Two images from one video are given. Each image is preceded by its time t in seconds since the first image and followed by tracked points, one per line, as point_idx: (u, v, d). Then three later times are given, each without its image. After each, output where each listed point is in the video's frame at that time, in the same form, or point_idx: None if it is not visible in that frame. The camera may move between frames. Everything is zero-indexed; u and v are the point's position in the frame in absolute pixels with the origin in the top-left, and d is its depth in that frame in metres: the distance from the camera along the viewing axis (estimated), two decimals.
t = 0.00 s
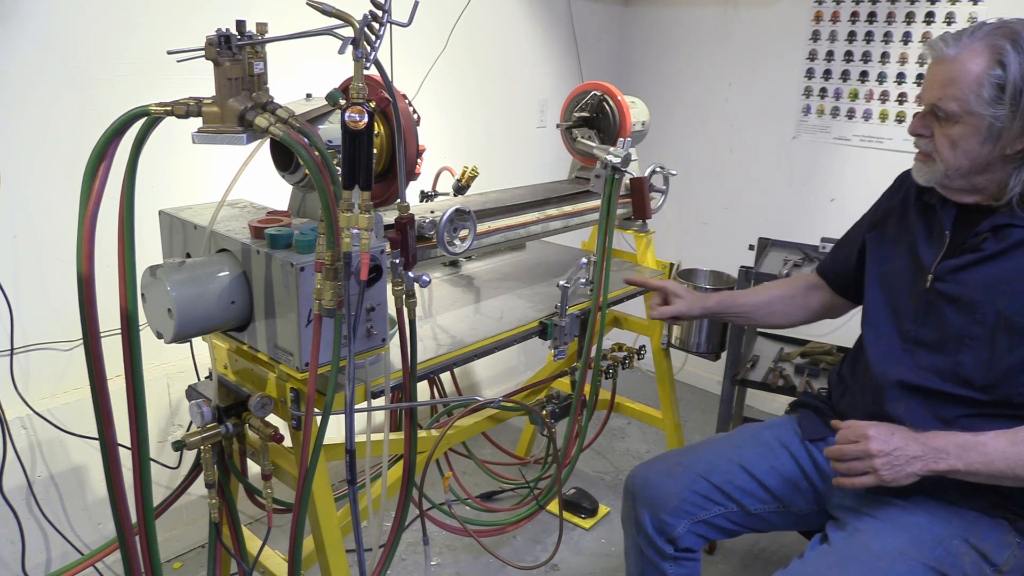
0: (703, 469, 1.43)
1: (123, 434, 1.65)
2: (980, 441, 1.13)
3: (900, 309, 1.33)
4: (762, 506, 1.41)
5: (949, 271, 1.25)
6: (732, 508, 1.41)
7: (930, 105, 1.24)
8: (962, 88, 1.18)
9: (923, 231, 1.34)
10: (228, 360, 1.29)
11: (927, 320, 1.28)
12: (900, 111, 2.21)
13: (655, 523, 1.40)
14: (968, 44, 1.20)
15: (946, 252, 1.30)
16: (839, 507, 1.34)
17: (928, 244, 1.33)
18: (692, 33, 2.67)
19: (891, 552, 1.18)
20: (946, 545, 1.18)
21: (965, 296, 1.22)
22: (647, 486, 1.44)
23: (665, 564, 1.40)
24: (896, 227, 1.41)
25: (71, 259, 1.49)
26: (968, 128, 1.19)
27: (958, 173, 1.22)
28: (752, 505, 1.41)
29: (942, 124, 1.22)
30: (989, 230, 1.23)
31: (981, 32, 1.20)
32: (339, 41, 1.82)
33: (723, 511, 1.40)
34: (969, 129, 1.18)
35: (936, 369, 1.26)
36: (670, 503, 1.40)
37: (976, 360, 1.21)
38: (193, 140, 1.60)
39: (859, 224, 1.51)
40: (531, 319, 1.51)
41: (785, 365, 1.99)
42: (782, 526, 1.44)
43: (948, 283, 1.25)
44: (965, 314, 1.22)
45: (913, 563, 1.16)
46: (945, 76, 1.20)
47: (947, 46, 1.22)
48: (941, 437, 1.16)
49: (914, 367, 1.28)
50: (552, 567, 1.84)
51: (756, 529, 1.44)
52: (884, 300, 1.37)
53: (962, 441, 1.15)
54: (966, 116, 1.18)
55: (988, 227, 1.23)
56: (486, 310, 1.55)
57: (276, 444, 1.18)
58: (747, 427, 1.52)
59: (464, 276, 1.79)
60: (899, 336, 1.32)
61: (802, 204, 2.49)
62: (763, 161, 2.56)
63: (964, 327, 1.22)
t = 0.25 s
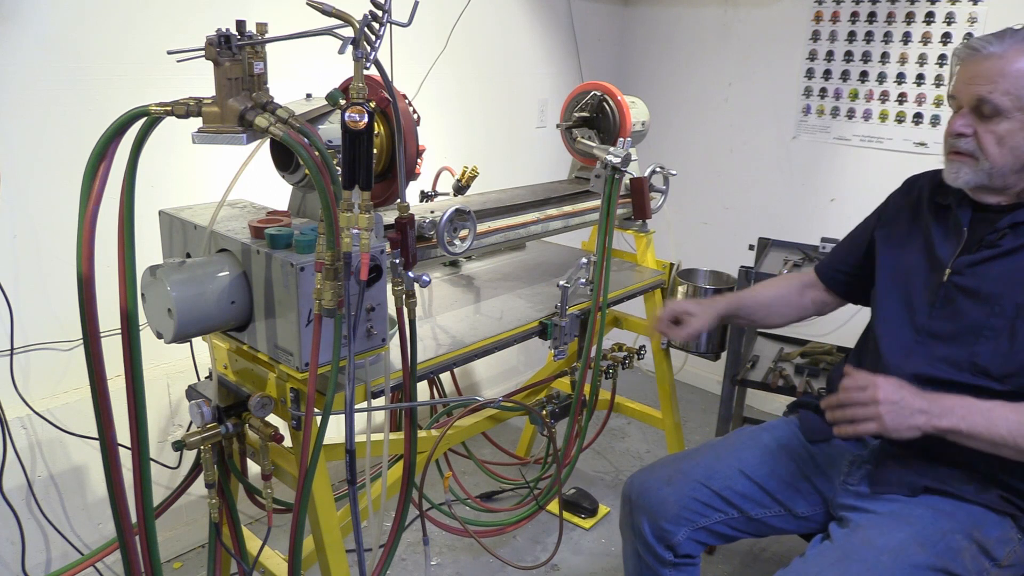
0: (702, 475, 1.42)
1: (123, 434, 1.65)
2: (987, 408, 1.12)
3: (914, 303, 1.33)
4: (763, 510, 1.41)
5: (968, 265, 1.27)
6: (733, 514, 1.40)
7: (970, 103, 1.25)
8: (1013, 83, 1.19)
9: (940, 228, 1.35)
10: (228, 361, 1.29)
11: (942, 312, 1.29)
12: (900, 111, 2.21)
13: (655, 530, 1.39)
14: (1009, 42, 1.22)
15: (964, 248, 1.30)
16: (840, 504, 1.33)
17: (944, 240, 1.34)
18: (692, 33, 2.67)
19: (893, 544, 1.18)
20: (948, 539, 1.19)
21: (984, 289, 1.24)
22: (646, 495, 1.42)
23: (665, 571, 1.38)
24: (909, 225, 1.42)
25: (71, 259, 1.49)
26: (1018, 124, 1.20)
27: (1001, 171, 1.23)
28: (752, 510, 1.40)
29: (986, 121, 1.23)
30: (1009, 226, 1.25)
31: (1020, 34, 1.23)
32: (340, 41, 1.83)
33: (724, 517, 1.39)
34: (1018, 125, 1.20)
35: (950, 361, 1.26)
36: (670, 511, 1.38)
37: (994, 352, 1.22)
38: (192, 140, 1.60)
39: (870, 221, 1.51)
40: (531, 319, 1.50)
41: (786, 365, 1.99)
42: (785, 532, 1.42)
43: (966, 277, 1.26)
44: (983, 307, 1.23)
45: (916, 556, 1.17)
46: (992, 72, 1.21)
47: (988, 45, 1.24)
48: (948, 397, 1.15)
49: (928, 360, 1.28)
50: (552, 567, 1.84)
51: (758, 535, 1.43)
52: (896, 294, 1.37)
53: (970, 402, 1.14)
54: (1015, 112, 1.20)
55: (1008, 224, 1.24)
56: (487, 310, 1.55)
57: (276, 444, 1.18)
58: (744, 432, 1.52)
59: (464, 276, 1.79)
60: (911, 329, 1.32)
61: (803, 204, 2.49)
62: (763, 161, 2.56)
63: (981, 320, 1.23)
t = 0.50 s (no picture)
0: (705, 479, 1.42)
1: (123, 434, 1.65)
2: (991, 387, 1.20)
3: (925, 300, 1.42)
4: (767, 512, 1.41)
5: (980, 262, 1.36)
6: (737, 517, 1.41)
7: (1005, 100, 1.39)
8: None
9: (947, 227, 1.46)
10: (228, 361, 1.29)
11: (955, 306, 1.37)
12: (900, 111, 2.22)
13: (658, 535, 1.40)
14: None
15: (976, 245, 1.41)
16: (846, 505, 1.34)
17: (954, 241, 1.43)
18: (692, 33, 2.67)
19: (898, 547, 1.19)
20: (955, 541, 1.19)
21: (996, 282, 1.33)
22: (648, 500, 1.42)
23: (667, 573, 1.40)
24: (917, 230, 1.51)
25: (70, 259, 1.49)
26: None
27: None
28: (757, 512, 1.41)
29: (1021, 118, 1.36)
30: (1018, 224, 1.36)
31: None
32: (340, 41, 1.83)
33: (727, 521, 1.40)
34: None
35: (965, 352, 1.33)
36: (673, 516, 1.39)
37: (1010, 342, 1.29)
38: (192, 140, 1.60)
39: (878, 234, 1.60)
40: (531, 319, 1.50)
41: (786, 365, 1.99)
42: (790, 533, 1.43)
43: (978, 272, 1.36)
44: (996, 298, 1.33)
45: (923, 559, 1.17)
46: None
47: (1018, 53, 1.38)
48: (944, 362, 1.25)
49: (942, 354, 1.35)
50: (552, 567, 1.84)
51: (763, 536, 1.43)
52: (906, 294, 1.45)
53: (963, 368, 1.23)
54: None
55: (1019, 221, 1.36)
56: (487, 310, 1.55)
57: (276, 444, 1.18)
58: (748, 433, 1.51)
59: (464, 276, 1.79)
60: (925, 324, 1.40)
61: (803, 204, 2.49)
62: (764, 161, 2.56)
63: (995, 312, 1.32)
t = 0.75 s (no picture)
0: (716, 494, 1.40)
1: (123, 434, 1.65)
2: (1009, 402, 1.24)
3: (930, 301, 1.42)
4: (779, 523, 1.41)
5: (987, 262, 1.37)
6: (750, 530, 1.40)
7: (1010, 101, 1.40)
8: None
9: (950, 227, 1.47)
10: (228, 361, 1.29)
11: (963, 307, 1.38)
12: (900, 111, 2.21)
13: (670, 553, 1.39)
14: None
15: (982, 245, 1.41)
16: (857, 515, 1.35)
17: (959, 241, 1.44)
18: (692, 33, 2.67)
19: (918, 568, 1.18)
20: (973, 555, 1.19)
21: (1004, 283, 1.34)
22: (659, 518, 1.40)
23: None
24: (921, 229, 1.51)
25: (70, 259, 1.49)
26: None
27: None
28: (769, 524, 1.40)
29: None
30: None
31: None
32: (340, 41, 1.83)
33: (740, 535, 1.39)
34: None
35: (975, 353, 1.34)
36: (686, 533, 1.37)
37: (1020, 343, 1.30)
38: (192, 140, 1.60)
39: (877, 232, 1.60)
40: (531, 319, 1.50)
41: (787, 365, 1.98)
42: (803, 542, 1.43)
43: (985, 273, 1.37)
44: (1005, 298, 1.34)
45: None
46: None
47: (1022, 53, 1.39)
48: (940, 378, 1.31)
49: (950, 356, 1.36)
50: (552, 567, 1.84)
51: (775, 547, 1.43)
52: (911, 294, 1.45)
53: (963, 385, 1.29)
54: None
55: None
56: (487, 310, 1.55)
57: (276, 444, 1.18)
58: (754, 442, 1.51)
59: (464, 276, 1.79)
60: (931, 324, 1.41)
61: (803, 204, 2.49)
62: (764, 161, 2.56)
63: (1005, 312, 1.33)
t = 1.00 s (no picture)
0: (728, 522, 1.37)
1: (123, 434, 1.65)
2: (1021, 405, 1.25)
3: (935, 301, 1.42)
4: (789, 540, 1.40)
5: (991, 263, 1.38)
6: (762, 552, 1.39)
7: (1009, 105, 1.41)
8: None
9: (949, 228, 1.47)
10: (228, 361, 1.29)
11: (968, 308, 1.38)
12: (900, 111, 2.22)
13: None
14: None
15: (983, 245, 1.42)
16: (868, 524, 1.35)
17: (960, 241, 1.44)
18: (692, 33, 2.67)
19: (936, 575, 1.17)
20: (990, 560, 1.19)
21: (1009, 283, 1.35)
22: (671, 553, 1.36)
23: None
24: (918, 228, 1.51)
25: (70, 259, 1.49)
26: None
27: None
28: (780, 543, 1.40)
29: None
30: None
31: None
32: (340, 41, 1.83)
33: (753, 558, 1.38)
34: None
35: (982, 354, 1.35)
36: (702, 566, 1.35)
37: None
38: (192, 140, 1.60)
39: (872, 231, 1.60)
40: (531, 320, 1.50)
41: (786, 365, 1.98)
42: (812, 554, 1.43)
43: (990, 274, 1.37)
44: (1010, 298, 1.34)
45: None
46: None
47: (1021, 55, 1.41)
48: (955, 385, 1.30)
49: (956, 356, 1.36)
50: (552, 567, 1.84)
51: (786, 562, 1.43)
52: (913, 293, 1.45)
53: (978, 391, 1.28)
54: None
55: None
56: (487, 310, 1.55)
57: (276, 444, 1.18)
58: (757, 458, 1.49)
59: (464, 276, 1.79)
60: (934, 323, 1.41)
61: (803, 204, 2.49)
62: (764, 161, 2.56)
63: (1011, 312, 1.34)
